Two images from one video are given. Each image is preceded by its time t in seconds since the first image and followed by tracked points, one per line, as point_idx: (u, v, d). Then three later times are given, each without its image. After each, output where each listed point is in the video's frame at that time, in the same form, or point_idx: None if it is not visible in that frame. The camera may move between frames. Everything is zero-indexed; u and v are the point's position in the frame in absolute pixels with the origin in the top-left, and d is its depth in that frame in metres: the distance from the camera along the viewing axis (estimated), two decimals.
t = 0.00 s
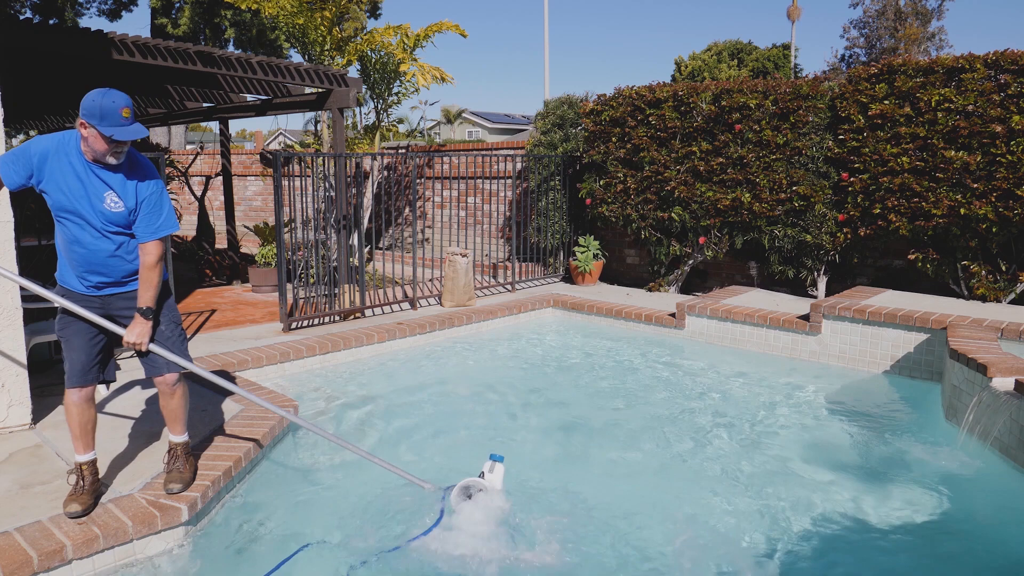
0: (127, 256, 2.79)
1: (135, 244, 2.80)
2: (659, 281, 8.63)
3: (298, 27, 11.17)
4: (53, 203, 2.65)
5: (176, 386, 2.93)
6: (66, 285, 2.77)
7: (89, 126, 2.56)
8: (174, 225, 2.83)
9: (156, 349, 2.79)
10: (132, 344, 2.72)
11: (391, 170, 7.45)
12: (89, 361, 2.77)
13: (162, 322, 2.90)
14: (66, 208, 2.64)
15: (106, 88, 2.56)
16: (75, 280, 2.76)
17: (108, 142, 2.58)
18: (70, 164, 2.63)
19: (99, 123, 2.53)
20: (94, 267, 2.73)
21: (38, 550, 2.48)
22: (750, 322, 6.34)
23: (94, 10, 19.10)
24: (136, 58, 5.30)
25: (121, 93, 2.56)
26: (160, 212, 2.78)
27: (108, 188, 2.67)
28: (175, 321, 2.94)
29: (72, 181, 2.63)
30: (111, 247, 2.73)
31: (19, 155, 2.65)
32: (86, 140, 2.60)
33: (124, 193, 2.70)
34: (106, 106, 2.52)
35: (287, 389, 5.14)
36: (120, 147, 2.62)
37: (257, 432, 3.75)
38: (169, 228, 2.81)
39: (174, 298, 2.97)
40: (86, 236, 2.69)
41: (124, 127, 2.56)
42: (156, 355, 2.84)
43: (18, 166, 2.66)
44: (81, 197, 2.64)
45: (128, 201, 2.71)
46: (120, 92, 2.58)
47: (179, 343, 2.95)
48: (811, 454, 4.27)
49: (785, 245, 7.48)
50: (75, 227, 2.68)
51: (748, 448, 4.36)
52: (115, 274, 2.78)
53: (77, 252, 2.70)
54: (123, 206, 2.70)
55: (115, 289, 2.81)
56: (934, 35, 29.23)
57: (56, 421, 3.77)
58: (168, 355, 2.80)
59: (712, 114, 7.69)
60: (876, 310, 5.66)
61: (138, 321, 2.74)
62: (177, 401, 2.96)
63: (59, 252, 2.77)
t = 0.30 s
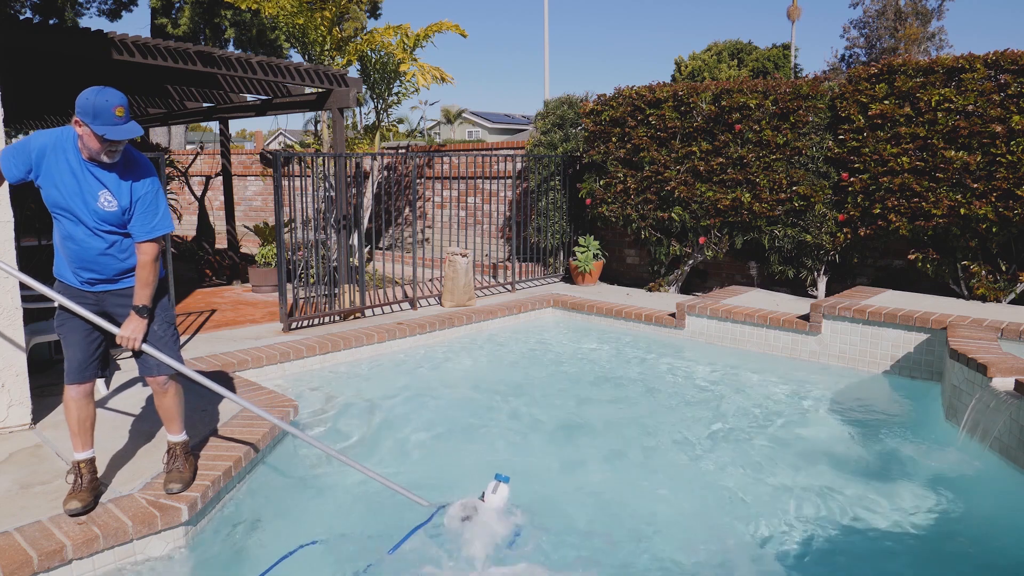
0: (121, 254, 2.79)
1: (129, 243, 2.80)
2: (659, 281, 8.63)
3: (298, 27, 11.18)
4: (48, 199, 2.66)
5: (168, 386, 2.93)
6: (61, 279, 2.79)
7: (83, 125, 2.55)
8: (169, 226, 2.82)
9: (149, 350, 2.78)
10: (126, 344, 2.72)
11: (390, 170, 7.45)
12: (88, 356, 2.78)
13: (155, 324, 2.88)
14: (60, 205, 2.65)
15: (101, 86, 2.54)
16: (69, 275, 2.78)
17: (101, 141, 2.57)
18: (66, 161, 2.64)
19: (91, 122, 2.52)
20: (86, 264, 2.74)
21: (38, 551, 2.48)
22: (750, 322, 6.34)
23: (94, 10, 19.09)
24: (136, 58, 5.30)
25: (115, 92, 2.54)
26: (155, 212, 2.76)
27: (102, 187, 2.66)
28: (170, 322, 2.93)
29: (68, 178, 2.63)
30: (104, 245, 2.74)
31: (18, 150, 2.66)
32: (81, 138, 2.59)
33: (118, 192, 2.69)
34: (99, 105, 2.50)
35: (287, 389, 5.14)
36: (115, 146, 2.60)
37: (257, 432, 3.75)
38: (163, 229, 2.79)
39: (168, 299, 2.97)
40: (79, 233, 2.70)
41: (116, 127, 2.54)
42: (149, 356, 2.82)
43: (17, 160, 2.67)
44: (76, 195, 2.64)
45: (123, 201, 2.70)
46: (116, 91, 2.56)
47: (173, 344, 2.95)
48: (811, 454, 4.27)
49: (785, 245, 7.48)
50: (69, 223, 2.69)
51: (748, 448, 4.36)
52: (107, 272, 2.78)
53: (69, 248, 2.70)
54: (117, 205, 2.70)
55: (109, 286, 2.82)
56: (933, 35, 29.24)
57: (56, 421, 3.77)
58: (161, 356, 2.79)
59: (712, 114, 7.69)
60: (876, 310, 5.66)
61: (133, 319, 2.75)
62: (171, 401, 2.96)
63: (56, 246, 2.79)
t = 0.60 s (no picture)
0: (120, 255, 2.79)
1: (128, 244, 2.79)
2: (659, 281, 8.63)
3: (298, 27, 11.18)
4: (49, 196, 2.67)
5: (166, 388, 2.93)
6: (63, 274, 2.82)
7: (82, 126, 2.55)
8: (169, 229, 2.80)
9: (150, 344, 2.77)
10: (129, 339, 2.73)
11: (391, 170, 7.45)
12: (83, 351, 2.79)
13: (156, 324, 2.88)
14: (60, 203, 2.65)
15: (99, 87, 2.55)
16: (70, 271, 2.80)
17: (98, 142, 2.57)
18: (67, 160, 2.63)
19: (88, 123, 2.51)
20: (85, 262, 2.75)
21: (38, 550, 2.48)
22: (750, 322, 6.34)
23: (94, 10, 19.09)
24: (136, 58, 5.30)
25: (113, 92, 2.55)
26: (154, 215, 2.74)
27: (102, 188, 2.66)
28: (171, 322, 2.93)
29: (68, 177, 2.63)
30: (103, 245, 2.74)
31: (22, 146, 2.66)
32: (81, 140, 2.60)
33: (118, 193, 2.68)
34: (95, 105, 2.50)
35: (287, 389, 5.14)
36: (112, 147, 2.60)
37: (257, 432, 3.75)
38: (162, 232, 2.77)
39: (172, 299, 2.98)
40: (78, 232, 2.70)
41: (113, 128, 2.53)
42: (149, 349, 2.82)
43: (20, 157, 2.67)
44: (76, 195, 2.64)
45: (123, 202, 2.69)
46: (114, 91, 2.56)
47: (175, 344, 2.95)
48: (811, 454, 4.28)
49: (785, 245, 7.48)
50: (69, 222, 2.69)
51: (748, 448, 4.37)
52: (105, 272, 2.79)
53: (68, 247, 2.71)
54: (116, 206, 2.69)
55: (109, 285, 2.82)
56: (933, 35, 29.25)
57: (56, 421, 3.77)
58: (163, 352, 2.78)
59: (712, 114, 7.69)
60: (876, 310, 5.66)
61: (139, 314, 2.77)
62: (169, 402, 2.96)
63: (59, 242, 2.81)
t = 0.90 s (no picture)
0: (119, 254, 2.78)
1: (128, 243, 2.78)
2: (659, 281, 8.63)
3: (298, 27, 11.17)
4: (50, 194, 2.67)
5: (166, 388, 2.93)
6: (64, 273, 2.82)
7: (80, 126, 2.56)
8: (169, 228, 2.78)
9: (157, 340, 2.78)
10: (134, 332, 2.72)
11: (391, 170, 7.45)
12: (86, 352, 2.79)
13: (157, 324, 2.87)
14: (60, 201, 2.65)
15: (96, 87, 2.55)
16: (70, 270, 2.80)
17: (96, 143, 2.57)
18: (68, 159, 2.64)
19: (85, 124, 2.51)
20: (85, 260, 2.75)
21: (38, 551, 2.48)
22: (750, 322, 6.34)
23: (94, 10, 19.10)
24: (136, 58, 5.30)
25: (110, 93, 2.55)
26: (153, 214, 2.73)
27: (101, 186, 2.65)
28: (173, 322, 2.93)
29: (69, 175, 2.64)
30: (102, 243, 2.73)
31: (24, 143, 2.67)
32: (79, 140, 2.60)
33: (118, 192, 2.68)
34: (92, 106, 2.51)
35: (287, 389, 5.14)
36: (110, 148, 2.59)
37: (258, 432, 3.75)
38: (161, 231, 2.76)
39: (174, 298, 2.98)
40: (78, 230, 2.70)
41: (110, 129, 2.53)
42: (151, 346, 2.82)
43: (22, 155, 2.68)
44: (76, 193, 2.64)
45: (122, 200, 2.68)
46: (111, 92, 2.57)
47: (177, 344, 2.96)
48: (811, 454, 4.27)
49: (785, 245, 7.48)
50: (69, 221, 2.69)
51: (748, 448, 4.36)
52: (105, 271, 2.78)
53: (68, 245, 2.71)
54: (116, 205, 2.68)
55: (109, 284, 2.82)
56: (934, 35, 29.24)
57: (56, 421, 3.77)
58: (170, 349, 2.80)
59: (712, 114, 7.69)
60: (876, 310, 5.66)
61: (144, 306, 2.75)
62: (170, 402, 2.96)
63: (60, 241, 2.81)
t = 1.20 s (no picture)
0: (120, 251, 2.78)
1: (128, 241, 2.78)
2: (659, 281, 8.63)
3: (298, 27, 11.17)
4: (50, 190, 2.67)
5: (166, 385, 2.93)
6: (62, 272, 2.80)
7: (81, 125, 2.56)
8: (170, 226, 2.79)
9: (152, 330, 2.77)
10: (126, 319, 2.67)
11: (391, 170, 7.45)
12: (90, 354, 2.80)
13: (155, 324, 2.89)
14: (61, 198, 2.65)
15: (99, 86, 2.56)
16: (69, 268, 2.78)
17: (97, 142, 2.57)
18: (69, 154, 2.64)
19: (87, 122, 2.52)
20: (85, 258, 2.74)
21: (38, 550, 2.48)
22: (750, 322, 6.34)
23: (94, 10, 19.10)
24: (136, 58, 5.30)
25: (113, 93, 2.55)
26: (156, 212, 2.74)
27: (103, 183, 2.65)
28: (172, 321, 2.95)
29: (70, 172, 2.64)
30: (102, 240, 2.73)
31: (25, 138, 2.67)
32: (80, 137, 2.60)
33: (120, 189, 2.68)
34: (94, 105, 2.51)
35: (287, 390, 5.14)
36: (112, 147, 2.60)
37: (257, 432, 3.75)
38: (162, 229, 2.77)
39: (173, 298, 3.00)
40: (78, 226, 2.70)
41: (112, 129, 2.54)
42: (149, 346, 2.83)
43: (23, 150, 2.68)
44: (77, 190, 2.64)
45: (124, 197, 2.68)
46: (114, 92, 2.57)
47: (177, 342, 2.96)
48: (811, 453, 4.28)
49: (785, 245, 7.48)
50: (70, 218, 2.69)
51: (748, 448, 4.36)
52: (105, 269, 2.78)
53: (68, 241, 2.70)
54: (118, 202, 2.68)
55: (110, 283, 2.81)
56: (934, 35, 29.26)
57: (56, 421, 3.77)
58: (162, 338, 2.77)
59: (712, 114, 7.69)
60: (876, 310, 5.66)
61: (139, 296, 2.72)
62: (170, 399, 2.96)
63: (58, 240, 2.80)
